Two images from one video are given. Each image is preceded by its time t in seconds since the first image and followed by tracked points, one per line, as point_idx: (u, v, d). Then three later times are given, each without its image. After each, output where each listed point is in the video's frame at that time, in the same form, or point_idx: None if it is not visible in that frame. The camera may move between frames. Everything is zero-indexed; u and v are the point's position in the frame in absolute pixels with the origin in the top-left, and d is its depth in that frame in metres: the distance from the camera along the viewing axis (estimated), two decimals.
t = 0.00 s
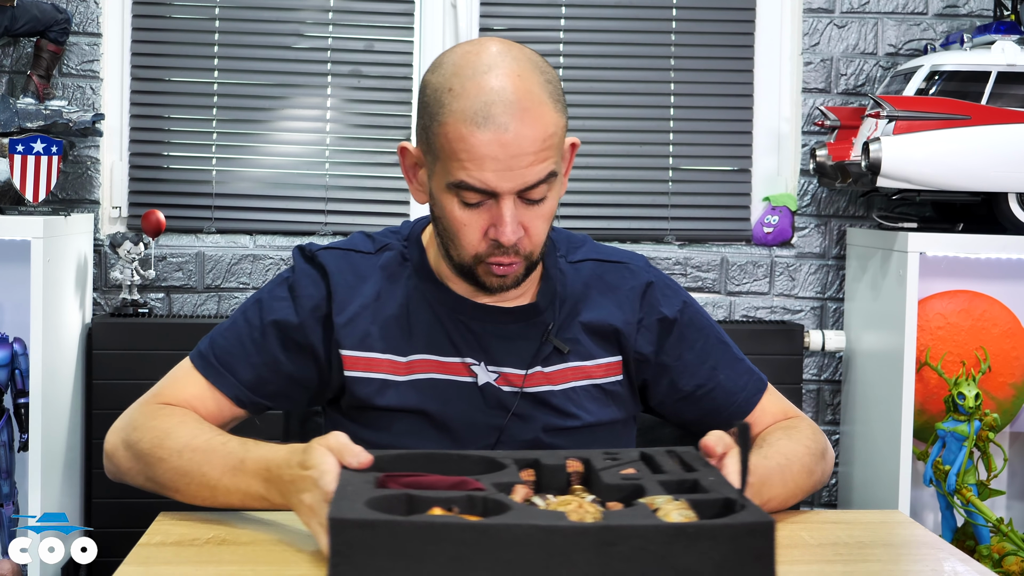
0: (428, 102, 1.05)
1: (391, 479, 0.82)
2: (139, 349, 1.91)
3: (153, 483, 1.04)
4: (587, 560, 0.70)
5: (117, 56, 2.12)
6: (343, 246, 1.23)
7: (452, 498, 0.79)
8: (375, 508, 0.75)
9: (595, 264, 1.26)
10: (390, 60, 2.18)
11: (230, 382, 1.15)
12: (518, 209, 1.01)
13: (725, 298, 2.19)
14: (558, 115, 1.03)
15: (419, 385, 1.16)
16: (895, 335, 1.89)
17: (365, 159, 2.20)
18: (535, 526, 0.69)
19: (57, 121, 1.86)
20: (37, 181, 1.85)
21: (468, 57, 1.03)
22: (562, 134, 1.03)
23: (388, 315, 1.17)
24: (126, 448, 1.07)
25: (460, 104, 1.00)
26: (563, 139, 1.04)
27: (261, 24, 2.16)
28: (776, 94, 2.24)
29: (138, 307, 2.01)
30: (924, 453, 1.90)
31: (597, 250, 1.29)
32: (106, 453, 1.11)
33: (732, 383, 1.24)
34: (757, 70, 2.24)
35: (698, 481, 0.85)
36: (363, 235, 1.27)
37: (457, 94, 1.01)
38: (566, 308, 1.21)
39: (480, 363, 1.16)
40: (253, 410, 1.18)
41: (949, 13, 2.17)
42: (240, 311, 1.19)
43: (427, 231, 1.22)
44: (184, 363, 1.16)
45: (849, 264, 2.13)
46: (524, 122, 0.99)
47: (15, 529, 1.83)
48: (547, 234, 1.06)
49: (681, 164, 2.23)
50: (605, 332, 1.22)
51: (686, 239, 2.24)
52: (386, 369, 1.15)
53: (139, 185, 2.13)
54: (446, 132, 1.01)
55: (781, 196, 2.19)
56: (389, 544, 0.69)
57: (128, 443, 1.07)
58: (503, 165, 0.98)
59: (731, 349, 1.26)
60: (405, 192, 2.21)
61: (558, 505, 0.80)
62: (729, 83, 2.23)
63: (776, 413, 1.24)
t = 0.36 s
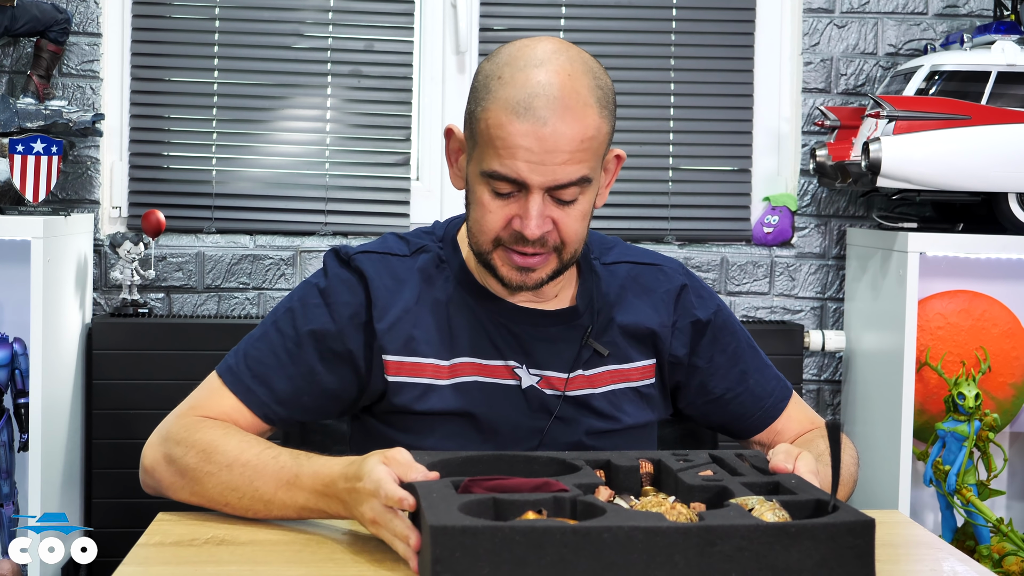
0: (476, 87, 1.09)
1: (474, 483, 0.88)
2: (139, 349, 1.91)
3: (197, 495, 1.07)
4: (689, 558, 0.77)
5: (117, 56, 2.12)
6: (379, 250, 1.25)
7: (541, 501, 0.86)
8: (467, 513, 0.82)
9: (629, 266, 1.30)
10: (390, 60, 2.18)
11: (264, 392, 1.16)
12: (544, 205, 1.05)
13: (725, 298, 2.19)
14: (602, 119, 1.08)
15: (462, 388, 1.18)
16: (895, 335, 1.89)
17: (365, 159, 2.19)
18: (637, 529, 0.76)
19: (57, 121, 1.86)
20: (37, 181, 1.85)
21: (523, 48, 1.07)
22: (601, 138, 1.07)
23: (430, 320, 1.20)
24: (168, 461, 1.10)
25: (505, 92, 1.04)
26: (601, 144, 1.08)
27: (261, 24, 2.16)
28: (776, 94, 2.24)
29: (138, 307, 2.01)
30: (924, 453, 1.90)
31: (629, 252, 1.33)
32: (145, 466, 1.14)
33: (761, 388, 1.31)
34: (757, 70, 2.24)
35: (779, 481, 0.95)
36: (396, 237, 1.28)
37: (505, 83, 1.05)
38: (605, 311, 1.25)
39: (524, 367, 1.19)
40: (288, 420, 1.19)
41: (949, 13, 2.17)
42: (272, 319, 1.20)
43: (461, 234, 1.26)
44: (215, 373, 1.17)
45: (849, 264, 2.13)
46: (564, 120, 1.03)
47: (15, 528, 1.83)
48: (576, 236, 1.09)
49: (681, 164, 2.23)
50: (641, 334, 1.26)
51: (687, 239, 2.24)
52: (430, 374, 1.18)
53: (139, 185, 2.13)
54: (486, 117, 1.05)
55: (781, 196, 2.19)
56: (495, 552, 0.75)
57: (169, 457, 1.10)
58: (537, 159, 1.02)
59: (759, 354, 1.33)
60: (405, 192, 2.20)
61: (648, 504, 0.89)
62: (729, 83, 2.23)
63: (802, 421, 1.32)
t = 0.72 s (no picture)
0: (475, 81, 1.11)
1: (456, 479, 0.90)
2: (138, 349, 1.91)
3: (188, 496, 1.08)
4: (661, 554, 0.78)
5: (117, 56, 2.12)
6: (370, 253, 1.24)
7: (519, 496, 0.87)
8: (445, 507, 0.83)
9: (627, 273, 1.30)
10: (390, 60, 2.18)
11: (248, 397, 1.16)
12: (543, 194, 1.04)
13: (725, 298, 2.19)
14: (601, 109, 1.08)
15: (452, 394, 1.19)
16: (895, 335, 1.89)
17: (365, 159, 2.19)
18: (609, 523, 0.78)
19: (57, 121, 1.86)
20: (37, 181, 1.85)
21: (522, 41, 1.09)
22: (600, 128, 1.07)
23: (418, 327, 1.20)
24: (158, 460, 1.11)
25: (505, 79, 1.05)
26: (600, 134, 1.08)
27: (261, 24, 2.16)
28: (776, 94, 2.24)
29: (138, 307, 2.01)
30: (924, 453, 1.90)
31: (625, 257, 1.33)
32: (135, 465, 1.15)
33: (757, 397, 1.31)
34: (757, 70, 2.24)
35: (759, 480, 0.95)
36: (390, 239, 1.28)
37: (504, 72, 1.06)
38: (600, 320, 1.25)
39: (514, 374, 1.19)
40: (270, 424, 1.20)
41: (949, 13, 2.17)
42: (259, 321, 1.20)
43: (455, 237, 1.25)
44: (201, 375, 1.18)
45: (849, 264, 2.13)
46: (563, 105, 1.04)
47: (15, 528, 1.83)
48: (573, 232, 1.08)
49: (681, 164, 2.23)
50: (636, 344, 1.25)
51: (686, 239, 2.24)
52: (418, 381, 1.18)
53: (139, 185, 2.13)
54: (485, 106, 1.06)
55: (781, 196, 2.19)
56: (468, 546, 0.77)
57: (159, 457, 1.11)
58: (536, 144, 1.03)
59: (756, 361, 1.33)
60: (405, 192, 2.21)
61: (627, 501, 0.91)
62: (729, 83, 2.23)
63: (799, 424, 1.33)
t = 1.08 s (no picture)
0: (462, 86, 1.11)
1: (461, 476, 0.89)
2: (138, 349, 1.91)
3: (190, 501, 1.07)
4: (660, 554, 0.78)
5: (117, 56, 2.12)
6: (366, 255, 1.25)
7: (523, 494, 0.87)
8: (448, 502, 0.83)
9: (624, 277, 1.30)
10: (390, 60, 2.18)
11: (243, 399, 1.16)
12: (535, 197, 1.05)
13: (725, 298, 2.19)
14: (591, 109, 1.08)
15: (444, 398, 1.19)
16: (895, 335, 1.89)
17: (365, 159, 2.19)
18: (608, 522, 0.78)
19: (57, 121, 1.86)
20: (37, 181, 1.85)
21: (507, 44, 1.09)
22: (590, 128, 1.07)
23: (413, 330, 1.20)
24: (156, 464, 1.10)
25: (492, 84, 1.05)
26: (591, 134, 1.08)
27: (261, 24, 2.16)
28: (776, 94, 2.24)
29: (138, 307, 2.01)
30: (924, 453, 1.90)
31: (623, 261, 1.33)
32: (129, 468, 1.14)
33: (753, 402, 1.31)
34: (757, 70, 2.24)
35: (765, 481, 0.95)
36: (386, 242, 1.29)
37: (491, 76, 1.06)
38: (595, 326, 1.25)
39: (507, 378, 1.19)
40: (266, 426, 1.20)
41: (949, 13, 2.17)
42: (255, 323, 1.20)
43: (451, 239, 1.26)
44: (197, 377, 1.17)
45: (849, 264, 2.13)
46: (552, 108, 1.04)
47: (15, 529, 1.83)
48: (567, 233, 1.08)
49: (681, 164, 2.23)
50: (631, 349, 1.26)
51: (686, 239, 2.24)
52: (412, 384, 1.19)
53: (139, 185, 2.13)
54: (473, 111, 1.05)
55: (781, 196, 2.19)
56: (466, 539, 0.78)
57: (157, 461, 1.10)
58: (525, 148, 1.03)
59: (754, 366, 1.33)
60: (405, 192, 2.21)
61: (631, 501, 0.91)
62: (729, 83, 2.23)
63: (795, 430, 1.31)
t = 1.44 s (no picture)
0: (467, 86, 1.11)
1: (458, 480, 0.91)
2: (138, 349, 1.91)
3: (178, 484, 1.05)
4: (660, 555, 0.78)
5: (117, 56, 2.12)
6: (370, 257, 1.25)
7: (520, 498, 0.88)
8: (445, 511, 0.83)
9: (627, 275, 1.30)
10: (390, 60, 2.18)
11: (248, 402, 1.15)
12: (545, 196, 1.04)
13: (725, 298, 2.19)
14: (597, 107, 1.08)
15: (452, 398, 1.19)
16: (895, 335, 1.89)
17: (365, 159, 2.19)
18: (607, 524, 0.78)
19: (57, 121, 1.86)
20: (37, 181, 1.85)
21: (511, 44, 1.10)
22: (597, 127, 1.07)
23: (418, 331, 1.20)
24: (154, 450, 1.09)
25: (498, 83, 1.05)
26: (597, 132, 1.08)
27: (260, 24, 2.16)
28: (776, 94, 2.24)
29: (138, 307, 2.01)
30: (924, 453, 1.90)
31: (625, 259, 1.33)
32: (132, 461, 1.13)
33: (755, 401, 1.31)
34: (757, 70, 2.24)
35: (768, 481, 0.95)
36: (390, 244, 1.29)
37: (496, 76, 1.06)
38: (599, 323, 1.25)
39: (513, 378, 1.19)
40: (270, 430, 1.19)
41: (949, 13, 2.17)
42: (259, 328, 1.20)
43: (455, 239, 1.26)
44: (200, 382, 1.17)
45: (849, 264, 2.13)
46: (559, 106, 1.04)
47: (15, 529, 1.83)
48: (577, 230, 1.08)
49: (681, 164, 2.23)
50: (637, 346, 1.25)
51: (686, 239, 2.24)
52: (418, 384, 1.19)
53: (139, 186, 2.13)
54: (480, 111, 1.06)
55: (781, 196, 2.19)
56: (465, 548, 0.77)
57: (155, 446, 1.09)
58: (534, 146, 1.03)
59: (753, 367, 1.34)
60: (405, 192, 2.20)
61: (631, 502, 0.91)
62: (729, 83, 2.23)
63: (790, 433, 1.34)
